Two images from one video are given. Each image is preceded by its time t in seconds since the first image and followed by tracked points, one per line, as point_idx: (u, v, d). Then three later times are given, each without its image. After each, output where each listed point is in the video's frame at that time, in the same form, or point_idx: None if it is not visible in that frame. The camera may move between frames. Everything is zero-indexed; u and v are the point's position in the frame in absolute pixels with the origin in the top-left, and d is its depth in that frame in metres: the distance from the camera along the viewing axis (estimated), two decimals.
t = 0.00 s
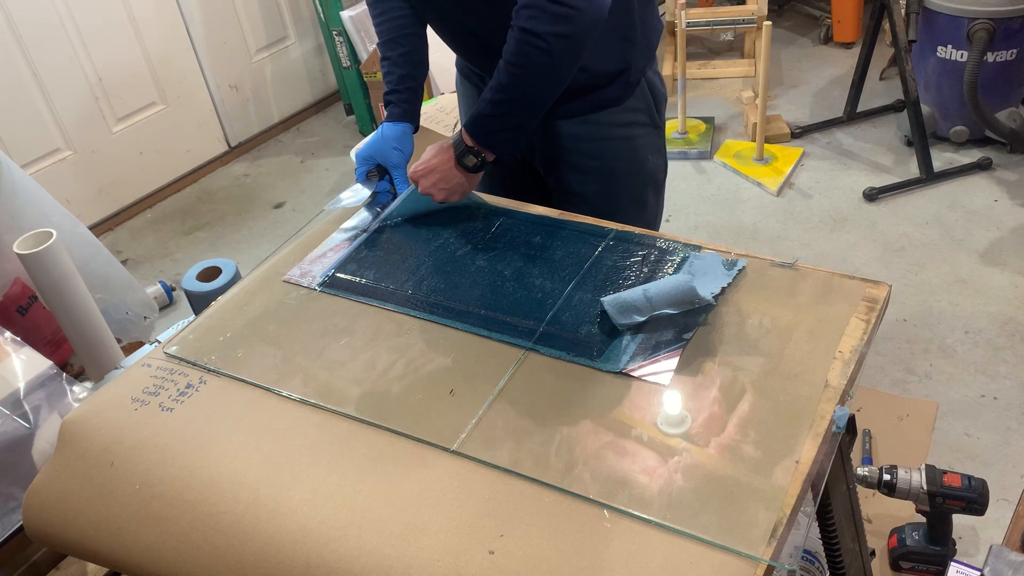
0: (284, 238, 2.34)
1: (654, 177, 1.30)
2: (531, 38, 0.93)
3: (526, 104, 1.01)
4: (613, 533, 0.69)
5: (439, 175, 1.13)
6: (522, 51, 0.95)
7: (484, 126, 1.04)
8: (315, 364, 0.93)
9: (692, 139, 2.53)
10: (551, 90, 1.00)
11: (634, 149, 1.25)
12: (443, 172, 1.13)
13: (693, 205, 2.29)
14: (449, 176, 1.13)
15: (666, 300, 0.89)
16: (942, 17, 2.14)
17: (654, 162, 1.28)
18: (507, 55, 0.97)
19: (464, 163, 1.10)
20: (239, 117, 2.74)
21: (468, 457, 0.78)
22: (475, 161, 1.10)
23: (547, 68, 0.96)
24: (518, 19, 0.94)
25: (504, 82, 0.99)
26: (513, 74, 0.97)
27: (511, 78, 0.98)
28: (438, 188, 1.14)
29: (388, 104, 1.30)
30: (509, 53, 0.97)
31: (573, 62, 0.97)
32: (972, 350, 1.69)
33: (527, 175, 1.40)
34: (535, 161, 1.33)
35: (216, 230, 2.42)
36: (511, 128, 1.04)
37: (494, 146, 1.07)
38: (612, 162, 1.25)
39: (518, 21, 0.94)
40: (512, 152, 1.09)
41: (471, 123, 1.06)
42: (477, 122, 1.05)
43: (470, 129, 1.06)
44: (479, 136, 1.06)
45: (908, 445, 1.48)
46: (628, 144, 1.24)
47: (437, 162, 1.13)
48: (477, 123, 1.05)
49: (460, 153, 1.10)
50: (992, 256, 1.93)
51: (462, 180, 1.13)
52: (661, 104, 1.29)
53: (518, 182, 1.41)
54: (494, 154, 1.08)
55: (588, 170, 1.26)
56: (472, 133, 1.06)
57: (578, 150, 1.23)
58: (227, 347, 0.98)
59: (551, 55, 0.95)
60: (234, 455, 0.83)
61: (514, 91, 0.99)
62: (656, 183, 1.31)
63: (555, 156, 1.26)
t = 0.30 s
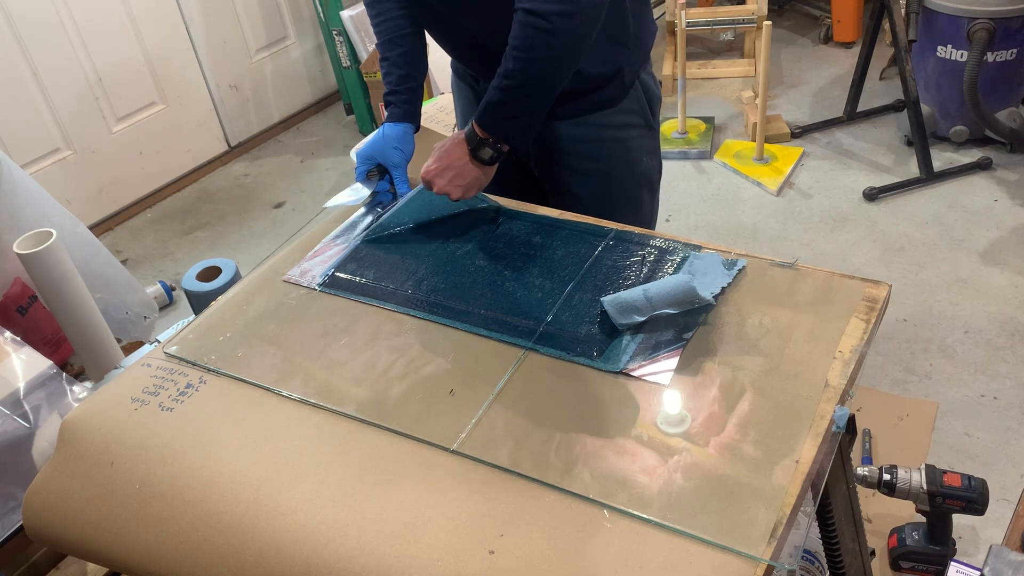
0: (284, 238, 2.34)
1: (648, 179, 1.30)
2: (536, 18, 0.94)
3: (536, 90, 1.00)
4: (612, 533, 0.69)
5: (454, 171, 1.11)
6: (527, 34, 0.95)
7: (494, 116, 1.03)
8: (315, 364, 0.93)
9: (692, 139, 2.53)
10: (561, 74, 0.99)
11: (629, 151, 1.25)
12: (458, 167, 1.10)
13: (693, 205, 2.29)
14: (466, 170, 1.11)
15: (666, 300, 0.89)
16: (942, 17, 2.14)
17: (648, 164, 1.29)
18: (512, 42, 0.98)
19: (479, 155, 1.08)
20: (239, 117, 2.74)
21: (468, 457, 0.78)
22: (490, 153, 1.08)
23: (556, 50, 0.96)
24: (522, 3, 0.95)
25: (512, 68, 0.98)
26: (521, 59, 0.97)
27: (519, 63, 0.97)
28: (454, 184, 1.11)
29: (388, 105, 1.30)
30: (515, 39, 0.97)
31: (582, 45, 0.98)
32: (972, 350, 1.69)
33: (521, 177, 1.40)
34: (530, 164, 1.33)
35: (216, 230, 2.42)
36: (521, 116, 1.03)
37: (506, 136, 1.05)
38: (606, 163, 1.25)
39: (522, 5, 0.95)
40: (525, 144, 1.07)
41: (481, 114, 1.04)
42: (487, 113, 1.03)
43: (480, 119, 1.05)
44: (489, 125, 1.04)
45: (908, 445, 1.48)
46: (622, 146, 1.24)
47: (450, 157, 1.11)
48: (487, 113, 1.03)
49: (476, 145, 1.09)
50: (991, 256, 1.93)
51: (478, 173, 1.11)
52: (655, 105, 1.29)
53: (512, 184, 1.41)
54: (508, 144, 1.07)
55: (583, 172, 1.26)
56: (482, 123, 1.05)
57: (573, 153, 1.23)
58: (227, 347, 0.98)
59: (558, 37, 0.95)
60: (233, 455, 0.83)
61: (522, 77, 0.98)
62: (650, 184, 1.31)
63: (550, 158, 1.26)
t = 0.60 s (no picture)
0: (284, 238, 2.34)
1: (637, 183, 1.29)
2: (542, 10, 0.94)
3: (538, 82, 0.99)
4: (613, 533, 0.69)
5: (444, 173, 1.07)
6: (533, 27, 0.95)
7: (495, 109, 1.01)
8: (315, 364, 0.93)
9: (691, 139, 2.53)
10: (563, 66, 0.99)
11: (619, 153, 1.24)
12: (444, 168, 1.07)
13: (693, 205, 2.29)
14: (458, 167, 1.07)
15: (666, 300, 0.89)
16: (942, 17, 2.14)
17: (640, 168, 1.28)
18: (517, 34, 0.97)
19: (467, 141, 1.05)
20: (239, 117, 2.74)
21: (467, 457, 0.78)
22: (479, 138, 1.05)
23: (562, 42, 0.96)
24: None
25: (517, 59, 0.97)
26: (527, 49, 0.96)
27: (525, 55, 0.97)
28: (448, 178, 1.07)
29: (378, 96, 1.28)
30: (520, 30, 0.96)
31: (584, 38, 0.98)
32: (972, 350, 1.69)
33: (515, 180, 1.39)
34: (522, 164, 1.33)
35: (216, 230, 2.42)
36: (521, 110, 1.01)
37: (505, 129, 1.03)
38: (597, 165, 1.24)
39: None
40: (518, 138, 1.06)
41: (481, 105, 1.02)
42: (487, 106, 1.01)
43: (478, 111, 1.03)
44: (489, 117, 1.02)
45: (908, 445, 1.48)
46: (612, 147, 1.23)
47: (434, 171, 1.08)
48: (487, 106, 1.01)
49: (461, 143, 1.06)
50: (991, 256, 1.93)
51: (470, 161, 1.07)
52: (648, 108, 1.29)
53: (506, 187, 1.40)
54: (503, 137, 1.04)
55: (572, 173, 1.26)
56: (481, 113, 1.02)
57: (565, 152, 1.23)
58: (227, 347, 0.98)
59: (564, 29, 0.95)
60: (233, 455, 0.83)
61: (527, 70, 0.98)
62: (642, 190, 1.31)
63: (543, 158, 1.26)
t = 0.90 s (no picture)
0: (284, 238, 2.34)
1: (644, 187, 1.30)
2: (502, 26, 0.91)
3: (489, 90, 0.97)
4: (613, 533, 0.69)
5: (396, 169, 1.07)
6: (489, 40, 0.92)
7: (444, 107, 0.99)
8: (315, 364, 0.93)
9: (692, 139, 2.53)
10: (516, 77, 0.97)
11: (625, 158, 1.24)
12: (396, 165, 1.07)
13: (693, 205, 2.29)
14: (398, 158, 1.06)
15: (666, 300, 0.89)
16: (942, 17, 2.14)
17: (645, 171, 1.29)
18: (475, 39, 0.94)
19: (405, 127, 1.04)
20: (239, 117, 2.74)
21: (467, 457, 0.78)
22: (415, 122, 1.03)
23: (517, 57, 0.94)
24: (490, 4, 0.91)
25: (471, 66, 0.95)
26: (481, 57, 0.94)
27: (479, 63, 0.94)
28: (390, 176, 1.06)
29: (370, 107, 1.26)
30: (479, 37, 0.93)
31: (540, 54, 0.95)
32: (972, 350, 1.69)
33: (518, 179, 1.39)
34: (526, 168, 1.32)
35: (216, 230, 2.42)
36: (469, 112, 0.99)
37: (449, 128, 1.01)
38: (603, 170, 1.25)
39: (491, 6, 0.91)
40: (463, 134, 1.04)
41: (431, 99, 0.99)
42: (436, 102, 0.99)
43: (427, 103, 1.00)
44: (438, 113, 1.00)
45: (908, 445, 1.48)
46: (619, 152, 1.23)
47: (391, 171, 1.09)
48: (437, 103, 0.99)
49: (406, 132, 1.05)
50: (991, 255, 1.93)
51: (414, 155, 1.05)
52: (654, 111, 1.28)
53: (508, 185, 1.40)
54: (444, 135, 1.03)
55: (578, 180, 1.26)
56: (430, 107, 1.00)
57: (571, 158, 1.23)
58: (227, 347, 0.98)
59: (521, 48, 0.92)
60: (233, 455, 0.83)
61: (480, 78, 0.95)
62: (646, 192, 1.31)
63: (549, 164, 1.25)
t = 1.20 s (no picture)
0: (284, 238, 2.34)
1: (672, 204, 1.28)
2: (480, 52, 0.92)
3: (471, 117, 0.99)
4: (612, 533, 0.69)
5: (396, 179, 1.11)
6: (470, 64, 0.93)
7: (428, 135, 1.01)
8: (315, 364, 0.93)
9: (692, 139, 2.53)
10: (498, 104, 0.98)
11: (651, 175, 1.24)
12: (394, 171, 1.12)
13: (693, 205, 2.29)
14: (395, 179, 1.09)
15: (666, 300, 0.89)
16: (942, 17, 2.14)
17: (673, 189, 1.27)
18: (456, 65, 0.95)
19: (400, 159, 1.06)
20: (239, 117, 2.74)
21: (467, 457, 0.78)
22: (410, 157, 1.05)
23: (497, 82, 0.95)
24: (468, 29, 0.92)
25: (451, 94, 0.97)
26: (460, 85, 0.96)
27: (458, 90, 0.96)
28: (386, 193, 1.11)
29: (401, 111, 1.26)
30: (458, 65, 0.95)
31: (521, 79, 0.96)
32: (972, 350, 1.69)
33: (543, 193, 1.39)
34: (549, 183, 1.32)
35: (216, 230, 2.42)
36: (454, 141, 1.02)
37: (436, 156, 1.03)
38: (628, 186, 1.24)
39: (469, 32, 0.92)
40: (452, 164, 1.06)
41: (417, 128, 1.02)
42: (422, 130, 1.01)
43: (414, 132, 1.03)
44: (423, 141, 1.02)
45: (908, 444, 1.48)
46: (644, 170, 1.22)
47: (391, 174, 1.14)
48: (422, 131, 1.02)
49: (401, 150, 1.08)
50: (991, 255, 1.93)
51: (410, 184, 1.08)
52: (682, 126, 1.27)
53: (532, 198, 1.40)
54: (435, 164, 1.05)
55: (601, 196, 1.26)
56: (416, 137, 1.02)
57: (592, 175, 1.23)
58: (227, 347, 0.98)
59: (500, 71, 0.93)
60: (233, 455, 0.83)
61: (462, 105, 0.97)
62: (675, 211, 1.30)
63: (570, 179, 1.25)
